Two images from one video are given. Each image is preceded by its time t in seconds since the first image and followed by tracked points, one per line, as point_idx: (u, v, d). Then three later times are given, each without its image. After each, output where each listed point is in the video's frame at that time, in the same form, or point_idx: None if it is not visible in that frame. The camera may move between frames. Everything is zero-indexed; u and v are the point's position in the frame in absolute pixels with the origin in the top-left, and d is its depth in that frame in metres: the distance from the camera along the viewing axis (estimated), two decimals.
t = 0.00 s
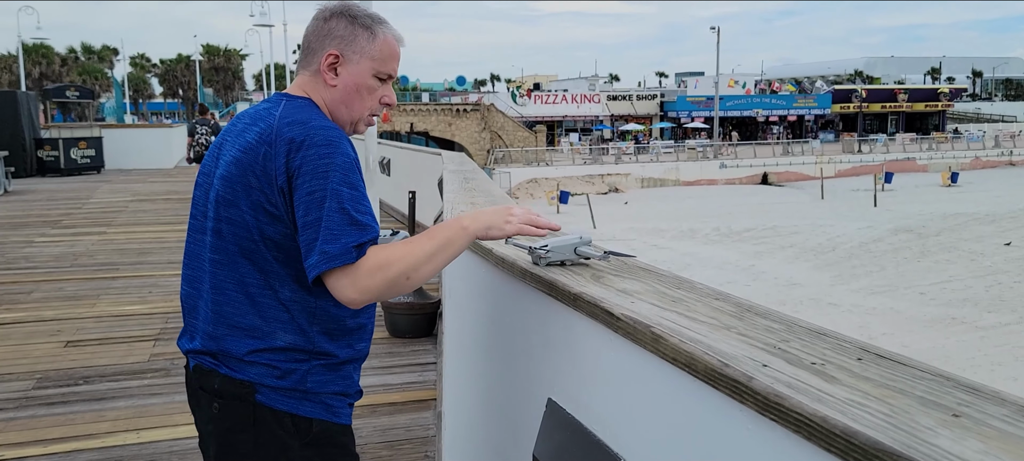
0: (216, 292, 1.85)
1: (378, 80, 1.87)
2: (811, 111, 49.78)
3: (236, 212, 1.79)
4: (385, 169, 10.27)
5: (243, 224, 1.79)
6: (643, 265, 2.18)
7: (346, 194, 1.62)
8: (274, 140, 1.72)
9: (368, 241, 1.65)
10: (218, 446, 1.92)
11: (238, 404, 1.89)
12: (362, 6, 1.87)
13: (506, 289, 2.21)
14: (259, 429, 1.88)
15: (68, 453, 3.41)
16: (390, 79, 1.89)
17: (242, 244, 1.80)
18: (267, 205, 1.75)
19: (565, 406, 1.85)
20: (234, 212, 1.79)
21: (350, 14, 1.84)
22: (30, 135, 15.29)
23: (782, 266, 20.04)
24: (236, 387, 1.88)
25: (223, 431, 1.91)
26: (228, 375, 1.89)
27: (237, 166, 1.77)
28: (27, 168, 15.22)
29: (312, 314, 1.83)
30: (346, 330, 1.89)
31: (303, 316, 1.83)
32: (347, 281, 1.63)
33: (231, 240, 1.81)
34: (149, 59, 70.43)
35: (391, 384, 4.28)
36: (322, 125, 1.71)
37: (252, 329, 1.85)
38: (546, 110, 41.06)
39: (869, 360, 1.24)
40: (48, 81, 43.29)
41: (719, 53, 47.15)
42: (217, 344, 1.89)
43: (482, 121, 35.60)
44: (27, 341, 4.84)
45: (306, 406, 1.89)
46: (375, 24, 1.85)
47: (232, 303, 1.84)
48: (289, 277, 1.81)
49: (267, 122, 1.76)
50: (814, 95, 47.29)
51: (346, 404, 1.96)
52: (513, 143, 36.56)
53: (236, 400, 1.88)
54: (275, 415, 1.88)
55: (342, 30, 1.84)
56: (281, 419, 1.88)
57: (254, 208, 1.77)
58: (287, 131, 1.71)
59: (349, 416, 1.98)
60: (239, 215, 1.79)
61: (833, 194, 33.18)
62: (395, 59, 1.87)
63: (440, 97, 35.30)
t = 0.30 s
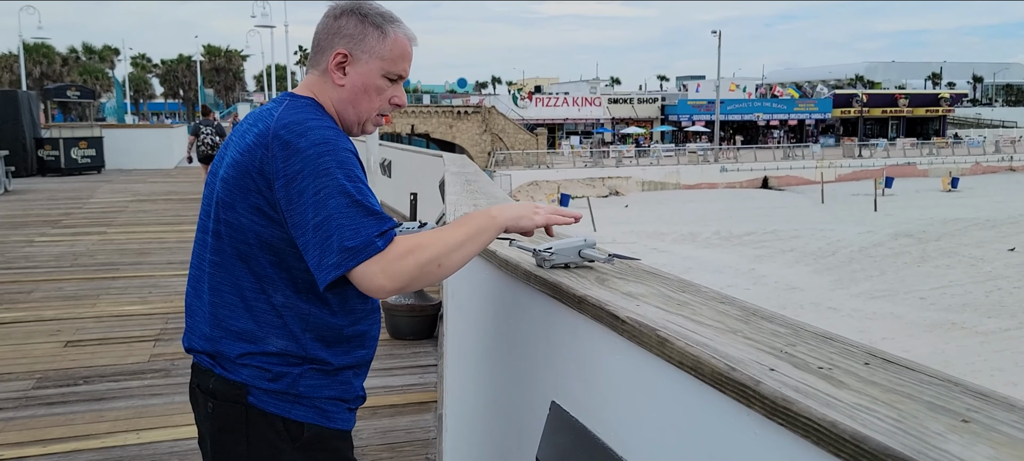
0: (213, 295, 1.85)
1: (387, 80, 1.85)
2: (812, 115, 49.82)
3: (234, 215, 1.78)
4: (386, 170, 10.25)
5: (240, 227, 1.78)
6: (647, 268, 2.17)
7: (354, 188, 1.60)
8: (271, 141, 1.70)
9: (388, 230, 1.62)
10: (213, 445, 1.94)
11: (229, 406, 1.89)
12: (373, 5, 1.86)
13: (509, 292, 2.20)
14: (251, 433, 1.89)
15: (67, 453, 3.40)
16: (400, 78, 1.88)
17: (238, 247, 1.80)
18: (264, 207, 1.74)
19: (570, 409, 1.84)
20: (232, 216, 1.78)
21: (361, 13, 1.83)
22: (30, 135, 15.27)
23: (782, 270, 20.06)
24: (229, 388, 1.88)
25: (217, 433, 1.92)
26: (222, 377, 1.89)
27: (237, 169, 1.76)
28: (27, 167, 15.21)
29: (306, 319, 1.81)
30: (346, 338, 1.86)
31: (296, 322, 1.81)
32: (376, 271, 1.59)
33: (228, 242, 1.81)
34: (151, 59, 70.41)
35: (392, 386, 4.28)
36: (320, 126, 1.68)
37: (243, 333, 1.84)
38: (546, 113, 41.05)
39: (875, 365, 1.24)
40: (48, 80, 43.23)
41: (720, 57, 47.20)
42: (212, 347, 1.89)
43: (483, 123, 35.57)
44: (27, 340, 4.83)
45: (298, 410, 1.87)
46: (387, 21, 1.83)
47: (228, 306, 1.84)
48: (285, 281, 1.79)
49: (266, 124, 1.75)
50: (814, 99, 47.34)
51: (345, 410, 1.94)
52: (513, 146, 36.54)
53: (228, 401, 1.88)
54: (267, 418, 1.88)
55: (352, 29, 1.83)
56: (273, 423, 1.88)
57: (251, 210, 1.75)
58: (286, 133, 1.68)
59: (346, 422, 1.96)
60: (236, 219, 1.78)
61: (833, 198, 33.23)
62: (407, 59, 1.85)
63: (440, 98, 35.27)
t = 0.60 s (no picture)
0: (215, 298, 1.85)
1: (395, 86, 1.85)
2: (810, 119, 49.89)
3: (236, 217, 1.78)
4: (385, 171, 10.23)
5: (240, 230, 1.78)
6: (648, 272, 2.17)
7: (357, 196, 1.60)
8: (275, 143, 1.69)
9: (393, 240, 1.62)
10: (210, 449, 1.94)
11: (226, 409, 1.88)
12: (383, 6, 1.85)
13: (509, 295, 2.20)
14: (249, 438, 1.89)
15: (63, 454, 3.39)
16: (409, 84, 1.87)
17: (237, 249, 1.80)
18: (265, 210, 1.73)
19: (568, 413, 1.84)
20: (233, 218, 1.78)
21: (371, 16, 1.82)
22: (28, 133, 15.24)
23: (780, 273, 20.07)
24: (227, 391, 1.87)
25: (214, 436, 1.92)
26: (219, 379, 1.89)
27: (240, 170, 1.76)
28: (25, 166, 15.16)
29: (307, 324, 1.81)
30: (344, 345, 1.86)
31: (295, 327, 1.81)
32: (381, 280, 1.58)
33: (228, 244, 1.80)
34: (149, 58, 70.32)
35: (389, 387, 4.28)
36: (324, 131, 1.68)
37: (242, 335, 1.84)
38: (545, 115, 41.05)
39: (876, 371, 1.24)
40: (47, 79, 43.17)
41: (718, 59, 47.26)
42: (211, 349, 1.89)
43: (482, 124, 35.56)
44: (23, 340, 4.81)
45: (296, 414, 1.87)
46: (397, 25, 1.83)
47: (227, 309, 1.84)
48: (284, 286, 1.79)
49: (270, 126, 1.75)
50: (813, 103, 47.38)
51: (343, 416, 1.93)
52: (512, 147, 36.53)
53: (225, 404, 1.88)
54: (264, 423, 1.87)
55: (361, 32, 1.82)
56: (271, 429, 1.87)
57: (251, 213, 1.75)
58: (289, 136, 1.67)
59: (344, 429, 1.95)
60: (237, 222, 1.78)
61: (831, 202, 33.27)
62: (417, 64, 1.85)
63: (439, 99, 35.25)
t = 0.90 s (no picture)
0: (211, 298, 1.85)
1: (394, 87, 1.85)
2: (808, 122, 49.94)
3: (233, 216, 1.78)
4: (382, 172, 10.23)
5: (237, 229, 1.78)
6: (643, 274, 2.17)
7: (350, 201, 1.60)
8: (272, 145, 1.69)
9: (380, 248, 1.62)
10: (208, 447, 1.94)
11: (224, 408, 1.88)
12: (382, 8, 1.85)
13: (506, 296, 2.20)
14: (245, 436, 1.88)
15: (56, 453, 3.38)
16: (407, 86, 1.87)
17: (235, 249, 1.80)
18: (261, 211, 1.74)
19: (564, 415, 1.84)
20: (230, 218, 1.78)
21: (371, 17, 1.82)
22: (25, 132, 15.22)
23: (776, 276, 20.10)
24: (224, 391, 1.87)
25: (212, 435, 1.92)
26: (217, 379, 1.89)
27: (236, 172, 1.76)
28: (22, 165, 15.14)
29: (304, 326, 1.80)
30: (341, 346, 1.86)
31: (293, 327, 1.81)
32: (367, 288, 1.58)
33: (226, 244, 1.80)
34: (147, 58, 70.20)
35: (385, 388, 4.27)
36: (321, 132, 1.67)
37: (240, 335, 1.83)
38: (542, 116, 41.08)
39: (869, 375, 1.24)
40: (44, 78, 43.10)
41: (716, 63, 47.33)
42: (208, 349, 1.88)
43: (479, 126, 35.58)
44: (18, 339, 4.80)
45: (293, 415, 1.87)
46: (396, 28, 1.82)
47: (225, 309, 1.83)
48: (281, 288, 1.79)
49: (267, 127, 1.74)
50: (810, 107, 47.49)
51: (340, 416, 1.93)
52: (510, 149, 36.56)
53: (222, 404, 1.88)
54: (261, 422, 1.87)
55: (361, 33, 1.82)
56: (268, 429, 1.87)
57: (248, 214, 1.75)
58: (284, 138, 1.67)
59: (341, 428, 1.95)
60: (234, 221, 1.78)
61: (828, 205, 33.32)
62: (416, 67, 1.85)
63: (436, 100, 35.25)
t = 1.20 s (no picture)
0: (205, 297, 1.85)
1: (388, 87, 1.85)
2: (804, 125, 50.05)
3: (226, 216, 1.78)
4: (379, 173, 10.23)
5: (230, 229, 1.78)
6: (638, 274, 2.17)
7: (341, 203, 1.60)
8: (265, 145, 1.69)
9: (370, 251, 1.62)
10: (201, 446, 1.93)
11: (217, 408, 1.88)
12: (376, 8, 1.85)
13: (500, 297, 2.20)
14: (238, 435, 1.88)
15: (50, 453, 3.37)
16: (401, 86, 1.87)
17: (228, 249, 1.79)
18: (254, 211, 1.73)
19: (557, 415, 1.85)
20: (223, 217, 1.78)
21: (364, 17, 1.82)
22: (22, 131, 15.18)
23: (772, 278, 20.10)
24: (217, 391, 1.87)
25: (205, 434, 1.91)
26: (210, 379, 1.89)
27: (229, 172, 1.76)
28: (18, 164, 15.10)
29: (296, 326, 1.80)
30: (335, 346, 1.86)
31: (286, 326, 1.81)
32: (355, 290, 1.59)
33: (219, 244, 1.80)
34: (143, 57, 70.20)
35: (380, 389, 4.27)
36: (314, 132, 1.68)
37: (233, 335, 1.83)
38: (540, 118, 41.11)
39: (861, 376, 1.24)
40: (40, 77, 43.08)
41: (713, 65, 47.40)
42: (201, 348, 1.88)
43: (477, 127, 35.59)
44: (13, 338, 4.79)
45: (286, 414, 1.87)
46: (389, 28, 1.83)
47: (218, 308, 1.83)
48: (274, 287, 1.79)
49: (260, 127, 1.74)
50: (807, 109, 47.58)
51: (333, 415, 1.93)
52: (507, 150, 36.57)
53: (215, 405, 1.88)
54: (254, 422, 1.87)
55: (354, 34, 1.82)
56: (261, 428, 1.87)
57: (240, 213, 1.75)
58: (277, 137, 1.67)
59: (334, 428, 1.94)
60: (227, 221, 1.78)
61: (824, 208, 33.34)
62: (409, 67, 1.85)
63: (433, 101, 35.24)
